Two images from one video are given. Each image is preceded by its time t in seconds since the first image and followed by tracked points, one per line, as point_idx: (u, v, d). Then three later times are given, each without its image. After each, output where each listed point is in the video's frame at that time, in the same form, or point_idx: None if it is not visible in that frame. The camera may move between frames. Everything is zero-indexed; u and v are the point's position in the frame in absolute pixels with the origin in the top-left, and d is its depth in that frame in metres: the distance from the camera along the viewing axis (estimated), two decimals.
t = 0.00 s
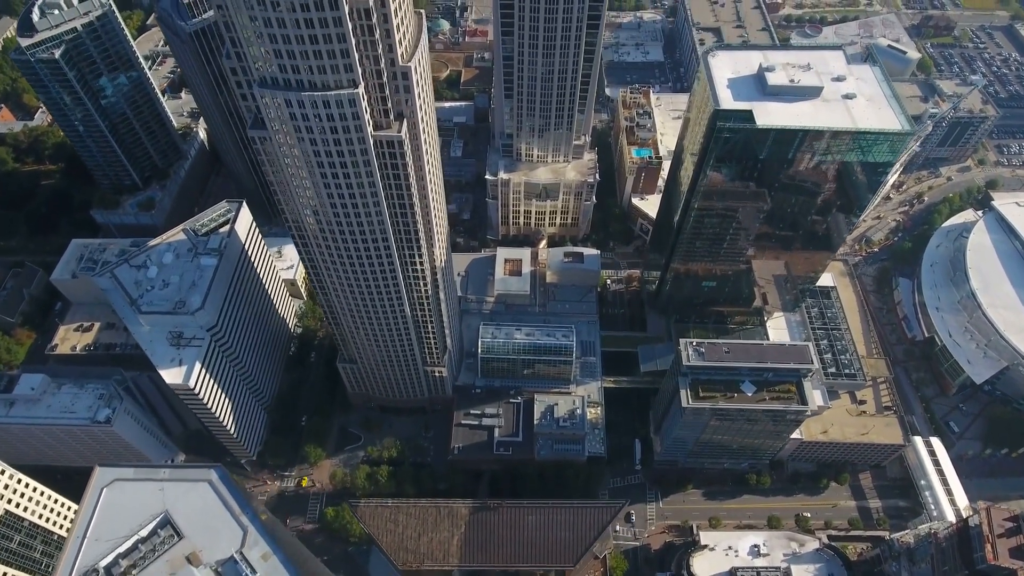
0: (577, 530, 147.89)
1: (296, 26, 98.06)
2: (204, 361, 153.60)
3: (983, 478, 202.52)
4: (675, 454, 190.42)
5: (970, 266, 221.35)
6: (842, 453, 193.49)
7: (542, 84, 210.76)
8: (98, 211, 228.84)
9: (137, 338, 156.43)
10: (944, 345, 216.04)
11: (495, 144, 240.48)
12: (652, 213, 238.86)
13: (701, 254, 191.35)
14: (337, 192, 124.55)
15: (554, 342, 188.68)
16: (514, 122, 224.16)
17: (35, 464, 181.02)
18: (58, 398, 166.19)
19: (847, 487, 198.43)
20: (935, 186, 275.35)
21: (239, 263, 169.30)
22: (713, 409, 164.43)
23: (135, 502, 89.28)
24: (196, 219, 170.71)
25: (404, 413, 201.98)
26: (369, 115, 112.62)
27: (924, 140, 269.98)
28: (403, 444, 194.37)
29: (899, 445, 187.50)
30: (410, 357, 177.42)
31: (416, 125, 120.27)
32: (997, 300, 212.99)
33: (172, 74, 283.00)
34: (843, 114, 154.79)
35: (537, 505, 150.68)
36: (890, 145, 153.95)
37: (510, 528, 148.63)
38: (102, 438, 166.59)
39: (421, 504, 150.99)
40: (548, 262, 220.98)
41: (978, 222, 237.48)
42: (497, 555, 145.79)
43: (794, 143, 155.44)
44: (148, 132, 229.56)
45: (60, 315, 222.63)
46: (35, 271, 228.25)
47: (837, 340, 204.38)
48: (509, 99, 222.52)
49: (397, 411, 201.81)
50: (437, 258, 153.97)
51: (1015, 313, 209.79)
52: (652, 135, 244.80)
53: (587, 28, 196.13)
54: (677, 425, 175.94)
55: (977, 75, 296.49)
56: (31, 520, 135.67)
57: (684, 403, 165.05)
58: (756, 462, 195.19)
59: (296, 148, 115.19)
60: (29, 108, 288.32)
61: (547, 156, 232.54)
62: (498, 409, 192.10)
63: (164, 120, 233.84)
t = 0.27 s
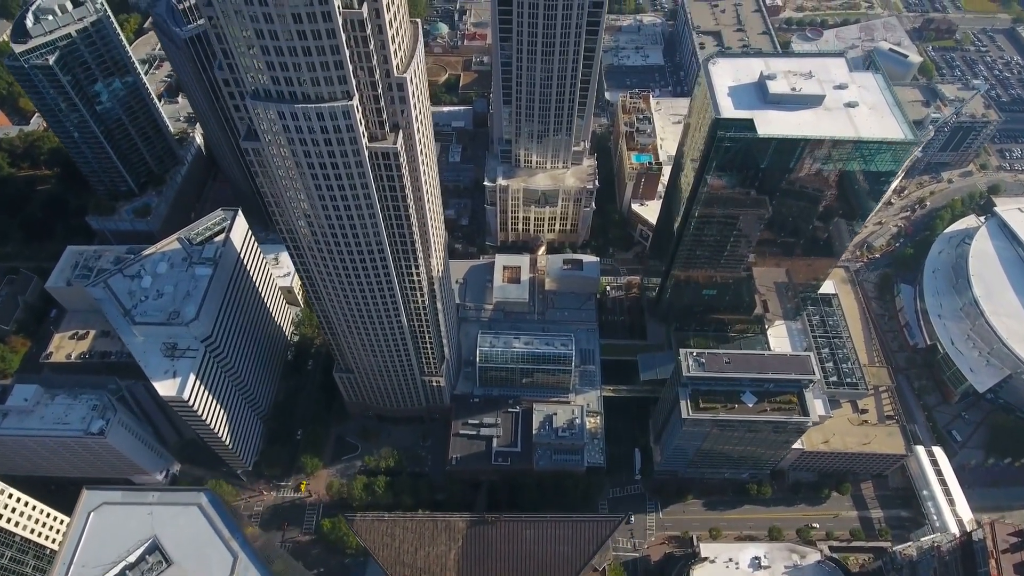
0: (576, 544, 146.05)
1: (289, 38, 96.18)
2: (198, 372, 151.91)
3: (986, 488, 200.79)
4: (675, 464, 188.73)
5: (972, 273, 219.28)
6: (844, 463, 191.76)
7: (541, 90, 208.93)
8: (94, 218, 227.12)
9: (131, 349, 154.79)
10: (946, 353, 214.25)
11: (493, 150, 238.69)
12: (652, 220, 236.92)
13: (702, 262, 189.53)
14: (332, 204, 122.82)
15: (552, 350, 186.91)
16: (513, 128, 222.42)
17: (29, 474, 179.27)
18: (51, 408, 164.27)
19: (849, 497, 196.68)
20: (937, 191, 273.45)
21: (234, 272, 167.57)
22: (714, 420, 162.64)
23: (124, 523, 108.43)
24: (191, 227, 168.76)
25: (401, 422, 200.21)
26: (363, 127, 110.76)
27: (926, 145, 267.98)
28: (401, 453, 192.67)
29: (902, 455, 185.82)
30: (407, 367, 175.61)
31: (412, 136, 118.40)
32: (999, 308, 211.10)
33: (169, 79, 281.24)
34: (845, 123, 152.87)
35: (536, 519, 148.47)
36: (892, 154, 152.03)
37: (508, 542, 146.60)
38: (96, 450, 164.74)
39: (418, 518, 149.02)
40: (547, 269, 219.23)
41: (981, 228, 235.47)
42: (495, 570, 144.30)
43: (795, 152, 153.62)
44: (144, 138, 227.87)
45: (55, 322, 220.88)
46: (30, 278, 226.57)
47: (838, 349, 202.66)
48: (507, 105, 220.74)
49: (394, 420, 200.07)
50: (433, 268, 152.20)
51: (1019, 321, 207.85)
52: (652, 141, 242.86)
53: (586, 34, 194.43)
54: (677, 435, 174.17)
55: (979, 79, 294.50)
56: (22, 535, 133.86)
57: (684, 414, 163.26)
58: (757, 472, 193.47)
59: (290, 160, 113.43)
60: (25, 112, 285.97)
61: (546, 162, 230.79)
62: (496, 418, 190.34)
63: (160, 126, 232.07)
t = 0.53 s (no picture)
0: (575, 558, 145.09)
1: (282, 49, 94.41)
2: (193, 383, 150.34)
3: (988, 497, 199.06)
4: (675, 473, 186.99)
5: (974, 279, 217.57)
6: (845, 472, 189.90)
7: (540, 96, 207.37)
8: (89, 224, 225.56)
9: (125, 360, 153.19)
10: (948, 360, 212.50)
11: (492, 156, 237.14)
12: (652, 225, 235.14)
13: (702, 269, 187.80)
14: (327, 215, 121.02)
15: (551, 359, 185.12)
16: (511, 134, 220.88)
17: (23, 484, 177.70)
18: (44, 418, 162.46)
19: (850, 506, 194.97)
20: (939, 196, 271.70)
21: (230, 281, 165.86)
22: (714, 431, 160.95)
23: (115, 542, 134.24)
24: (186, 235, 166.53)
25: (399, 431, 198.48)
26: (358, 138, 108.95)
27: (927, 150, 266.31)
28: (398, 463, 190.98)
29: (904, 465, 184.09)
30: (404, 376, 173.88)
31: (407, 147, 116.70)
32: (1002, 315, 209.37)
33: (166, 82, 279.59)
34: (847, 132, 151.13)
35: (534, 532, 147.22)
36: (895, 164, 150.26)
37: (506, 555, 145.73)
38: (90, 461, 163.03)
39: (415, 531, 147.76)
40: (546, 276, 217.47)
41: (983, 234, 233.67)
42: None
43: (796, 160, 151.92)
44: (140, 144, 226.31)
45: (51, 329, 219.36)
46: (25, 284, 225.02)
47: (840, 356, 200.86)
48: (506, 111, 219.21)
49: (391, 429, 198.32)
50: (430, 278, 150.41)
51: (1021, 329, 206.06)
52: (652, 145, 241.01)
53: (585, 39, 192.73)
54: (677, 445, 172.44)
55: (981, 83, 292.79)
56: (14, 549, 133.49)
57: (684, 425, 161.56)
58: (758, 481, 191.81)
59: (284, 171, 111.60)
60: (21, 117, 283.00)
61: (545, 168, 229.23)
62: (494, 427, 188.64)
63: (156, 132, 230.55)
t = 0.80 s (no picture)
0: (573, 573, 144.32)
1: (274, 62, 92.23)
2: (187, 396, 148.65)
3: (992, 507, 197.24)
4: (675, 484, 185.12)
5: (977, 286, 215.74)
6: (848, 482, 187.96)
7: (539, 102, 205.71)
8: (85, 231, 223.89)
9: (118, 372, 151.54)
10: (951, 369, 210.57)
11: (490, 162, 235.45)
12: (652, 232, 233.24)
13: (702, 277, 186.02)
14: (322, 228, 119.09)
15: (550, 368, 183.21)
16: (510, 140, 219.29)
17: (16, 495, 175.98)
18: (37, 430, 160.65)
19: (852, 516, 193.15)
20: (941, 202, 269.82)
21: (225, 291, 164.09)
22: (715, 443, 159.08)
23: (105, 567, 140.95)
24: (181, 245, 165.36)
25: (396, 440, 196.65)
26: (353, 151, 107.01)
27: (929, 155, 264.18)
28: (396, 473, 189.23)
29: (907, 475, 182.28)
30: (401, 387, 172.08)
31: (403, 159, 114.70)
32: (1005, 323, 207.39)
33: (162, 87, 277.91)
34: (850, 141, 149.32)
35: (531, 547, 146.85)
36: (898, 173, 148.40)
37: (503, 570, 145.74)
38: (83, 473, 161.28)
39: (411, 546, 148.15)
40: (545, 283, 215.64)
41: (986, 241, 231.77)
42: None
43: (798, 170, 150.07)
44: (136, 150, 224.63)
45: (46, 337, 217.65)
46: (20, 292, 223.23)
47: (842, 366, 198.95)
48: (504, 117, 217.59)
49: (389, 438, 196.59)
50: (427, 289, 148.55)
51: None
52: (652, 151, 239.09)
53: (583, 45, 191.01)
54: (677, 457, 170.56)
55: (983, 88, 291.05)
56: None
57: (685, 437, 159.67)
58: (759, 491, 189.96)
59: (278, 184, 109.67)
60: (16, 122, 281.63)
61: (544, 174, 227.54)
62: (492, 438, 186.81)
63: (153, 138, 228.62)
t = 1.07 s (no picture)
0: None
1: (266, 74, 90.26)
2: (182, 407, 147.03)
3: (995, 517, 195.39)
4: (675, 494, 183.30)
5: (979, 293, 213.97)
6: (849, 492, 186.33)
7: (538, 108, 204.03)
8: (80, 237, 222.06)
9: (112, 383, 149.89)
10: (953, 377, 208.83)
11: (489, 168, 233.78)
12: (652, 238, 231.31)
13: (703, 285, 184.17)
14: (316, 240, 117.32)
15: (548, 377, 181.26)
16: (509, 146, 217.71)
17: (10, 506, 174.44)
18: (31, 441, 159.01)
19: (854, 526, 191.31)
20: (943, 207, 267.95)
21: (220, 300, 162.39)
22: (715, 455, 157.48)
23: None
24: (176, 253, 164.19)
25: (394, 450, 194.83)
26: (348, 163, 105.14)
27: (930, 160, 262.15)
28: (394, 482, 187.50)
29: (909, 485, 180.72)
30: (399, 397, 170.41)
31: (399, 170, 112.99)
32: (1008, 331, 205.53)
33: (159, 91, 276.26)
34: (852, 150, 147.62)
35: (528, 561, 155.17)
36: (901, 184, 146.75)
37: None
38: (77, 484, 159.58)
39: (410, 560, 155.65)
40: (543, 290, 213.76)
41: (988, 247, 229.80)
42: None
43: (800, 179, 148.22)
44: (132, 156, 222.94)
45: (41, 345, 215.78)
46: (15, 298, 221.28)
47: (843, 374, 197.42)
48: (503, 123, 215.85)
49: (386, 447, 194.81)
50: (425, 299, 146.92)
51: None
52: (651, 157, 237.11)
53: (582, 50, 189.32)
54: (677, 467, 168.93)
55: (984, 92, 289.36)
56: None
57: (685, 449, 158.04)
58: (760, 501, 188.19)
59: (271, 196, 107.84)
60: (11, 126, 279.76)
61: (543, 181, 225.91)
62: (491, 447, 185.06)
63: (149, 144, 227.04)
